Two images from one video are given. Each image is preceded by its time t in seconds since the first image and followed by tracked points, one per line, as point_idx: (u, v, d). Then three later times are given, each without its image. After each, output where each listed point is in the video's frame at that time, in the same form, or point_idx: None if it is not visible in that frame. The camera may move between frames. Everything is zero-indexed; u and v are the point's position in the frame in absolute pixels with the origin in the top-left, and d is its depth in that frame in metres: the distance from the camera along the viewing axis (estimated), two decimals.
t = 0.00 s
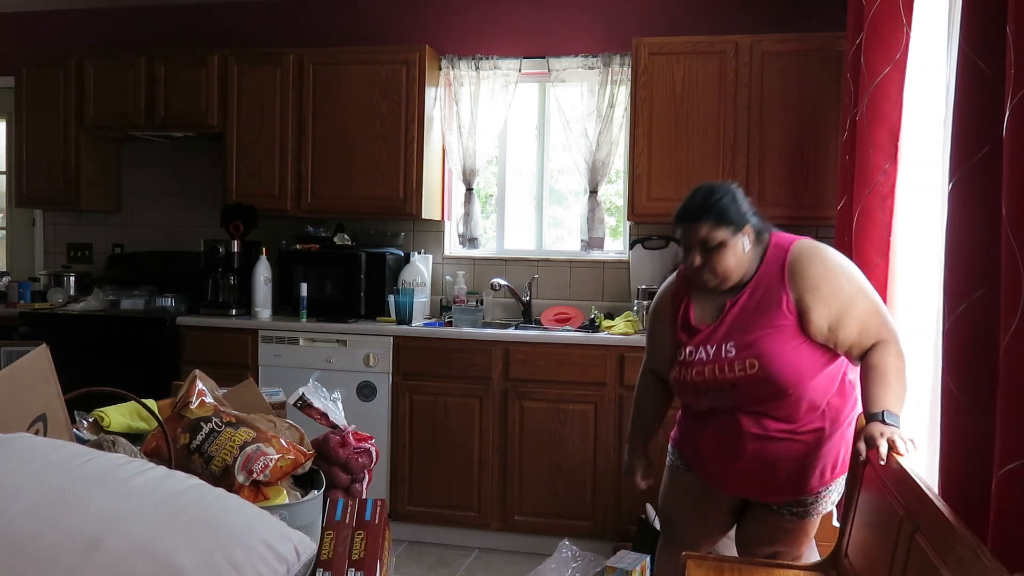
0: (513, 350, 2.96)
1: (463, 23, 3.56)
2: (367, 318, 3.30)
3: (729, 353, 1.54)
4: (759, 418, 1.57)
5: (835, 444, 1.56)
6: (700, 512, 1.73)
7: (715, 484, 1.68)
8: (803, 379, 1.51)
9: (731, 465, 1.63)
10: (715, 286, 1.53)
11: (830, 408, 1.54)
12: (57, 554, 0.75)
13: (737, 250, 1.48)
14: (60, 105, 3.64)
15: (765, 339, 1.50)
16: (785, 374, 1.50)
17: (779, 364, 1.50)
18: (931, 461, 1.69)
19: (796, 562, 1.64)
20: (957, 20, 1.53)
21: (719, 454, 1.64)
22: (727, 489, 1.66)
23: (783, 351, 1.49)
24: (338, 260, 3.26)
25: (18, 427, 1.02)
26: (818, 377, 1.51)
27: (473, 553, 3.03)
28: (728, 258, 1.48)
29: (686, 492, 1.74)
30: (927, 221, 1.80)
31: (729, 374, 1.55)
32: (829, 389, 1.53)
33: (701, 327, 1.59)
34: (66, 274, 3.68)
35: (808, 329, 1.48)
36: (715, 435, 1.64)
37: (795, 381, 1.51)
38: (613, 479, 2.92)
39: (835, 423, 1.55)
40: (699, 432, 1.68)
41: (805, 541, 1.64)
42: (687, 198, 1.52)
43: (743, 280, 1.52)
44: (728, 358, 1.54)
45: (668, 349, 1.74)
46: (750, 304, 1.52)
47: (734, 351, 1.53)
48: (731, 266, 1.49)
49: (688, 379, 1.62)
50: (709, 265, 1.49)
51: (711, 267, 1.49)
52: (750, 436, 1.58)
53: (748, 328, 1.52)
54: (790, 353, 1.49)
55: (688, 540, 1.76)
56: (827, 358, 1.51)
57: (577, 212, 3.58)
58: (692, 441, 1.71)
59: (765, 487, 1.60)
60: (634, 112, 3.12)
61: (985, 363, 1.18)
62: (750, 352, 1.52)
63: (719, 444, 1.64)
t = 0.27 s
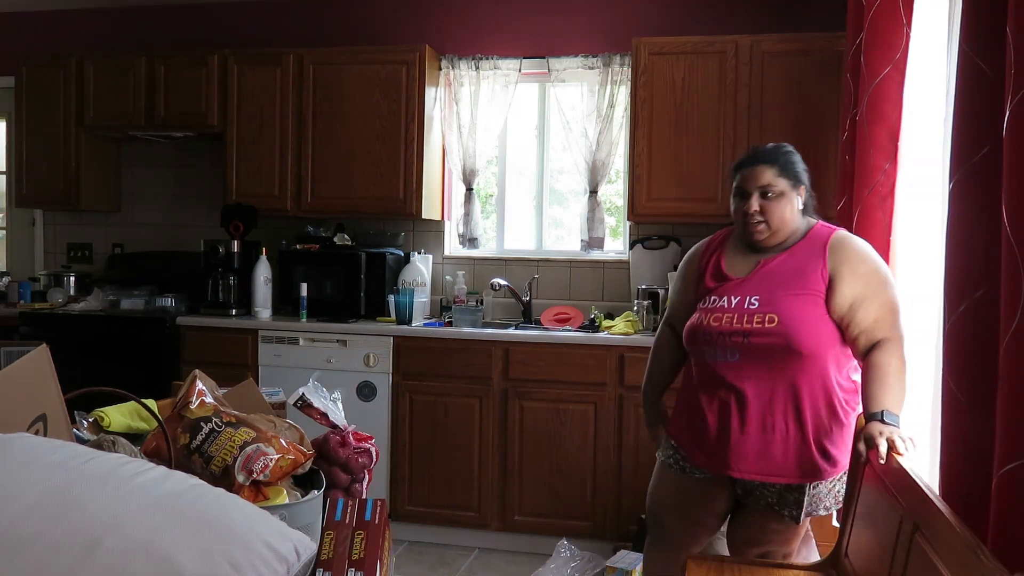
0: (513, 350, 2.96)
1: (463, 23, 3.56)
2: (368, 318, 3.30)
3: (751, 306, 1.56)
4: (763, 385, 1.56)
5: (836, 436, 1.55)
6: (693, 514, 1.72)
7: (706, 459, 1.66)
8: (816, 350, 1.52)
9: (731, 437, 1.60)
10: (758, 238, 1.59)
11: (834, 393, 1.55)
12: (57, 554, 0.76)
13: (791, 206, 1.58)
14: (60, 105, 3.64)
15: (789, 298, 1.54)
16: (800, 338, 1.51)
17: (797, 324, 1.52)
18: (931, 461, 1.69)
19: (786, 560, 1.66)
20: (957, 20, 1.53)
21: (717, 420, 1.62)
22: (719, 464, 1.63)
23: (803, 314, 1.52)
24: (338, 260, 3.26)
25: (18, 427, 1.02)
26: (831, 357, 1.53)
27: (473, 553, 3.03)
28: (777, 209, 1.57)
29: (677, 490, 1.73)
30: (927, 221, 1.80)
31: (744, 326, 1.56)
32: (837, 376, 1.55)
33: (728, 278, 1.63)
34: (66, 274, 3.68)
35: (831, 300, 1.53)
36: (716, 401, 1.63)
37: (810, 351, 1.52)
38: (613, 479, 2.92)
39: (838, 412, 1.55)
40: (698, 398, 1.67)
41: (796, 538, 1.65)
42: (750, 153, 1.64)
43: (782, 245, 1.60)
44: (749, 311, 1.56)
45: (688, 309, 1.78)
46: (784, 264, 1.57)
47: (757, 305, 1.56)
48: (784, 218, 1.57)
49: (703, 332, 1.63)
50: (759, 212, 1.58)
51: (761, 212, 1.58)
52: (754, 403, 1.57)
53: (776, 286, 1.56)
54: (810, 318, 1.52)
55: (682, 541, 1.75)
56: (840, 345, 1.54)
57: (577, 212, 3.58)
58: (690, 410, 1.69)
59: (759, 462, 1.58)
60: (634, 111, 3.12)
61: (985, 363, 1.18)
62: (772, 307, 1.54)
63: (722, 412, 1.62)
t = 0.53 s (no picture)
0: (513, 350, 2.96)
1: (463, 23, 3.56)
2: (368, 318, 3.30)
3: (763, 296, 1.56)
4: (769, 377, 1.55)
5: (837, 434, 1.55)
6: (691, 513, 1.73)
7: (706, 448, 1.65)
8: (826, 347, 1.51)
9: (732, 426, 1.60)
10: (780, 232, 1.58)
11: (839, 390, 1.54)
12: (57, 554, 0.75)
13: (814, 202, 1.57)
14: (60, 105, 3.64)
15: (804, 291, 1.52)
16: (812, 333, 1.50)
17: (809, 319, 1.51)
18: (932, 461, 1.69)
19: (784, 557, 1.67)
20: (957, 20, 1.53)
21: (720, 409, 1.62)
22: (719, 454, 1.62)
23: (817, 309, 1.51)
24: (338, 260, 3.26)
25: (18, 427, 1.02)
26: (840, 356, 1.52)
27: (473, 553, 3.03)
28: (802, 205, 1.56)
29: (677, 489, 1.73)
30: (927, 221, 1.80)
31: (754, 315, 1.56)
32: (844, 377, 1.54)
33: (744, 268, 1.62)
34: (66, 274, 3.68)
35: (842, 299, 1.51)
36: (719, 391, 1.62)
37: (818, 346, 1.51)
38: (613, 479, 2.92)
39: (842, 410, 1.55)
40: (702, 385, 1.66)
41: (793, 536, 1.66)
42: (779, 147, 1.62)
43: (802, 242, 1.59)
44: (760, 302, 1.56)
45: (699, 297, 1.78)
46: (802, 258, 1.56)
47: (769, 295, 1.55)
48: (808, 213, 1.56)
49: (712, 320, 1.63)
50: (783, 208, 1.56)
51: (786, 206, 1.56)
52: (757, 393, 1.57)
53: (790, 279, 1.55)
54: (824, 314, 1.51)
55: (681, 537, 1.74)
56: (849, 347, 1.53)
57: (577, 212, 3.58)
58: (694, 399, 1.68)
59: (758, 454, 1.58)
60: (634, 111, 3.12)
61: (985, 363, 1.18)
62: (784, 299, 1.54)
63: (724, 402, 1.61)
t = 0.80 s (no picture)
0: (513, 350, 2.96)
1: (463, 23, 3.56)
2: (368, 318, 3.30)
3: (779, 301, 1.54)
4: (780, 381, 1.54)
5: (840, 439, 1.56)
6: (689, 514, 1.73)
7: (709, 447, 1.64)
8: (838, 353, 1.50)
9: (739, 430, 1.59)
10: (796, 240, 1.56)
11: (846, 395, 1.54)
12: (57, 554, 0.75)
13: (832, 208, 1.55)
14: (60, 106, 3.64)
15: (819, 298, 1.51)
16: (825, 339, 1.50)
17: (825, 327, 1.50)
18: (932, 461, 1.69)
19: (783, 556, 1.67)
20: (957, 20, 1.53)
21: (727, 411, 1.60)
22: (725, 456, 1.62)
23: (832, 316, 1.50)
24: (338, 260, 3.26)
25: (18, 427, 1.02)
26: (850, 362, 1.52)
27: (473, 553, 3.03)
28: (820, 213, 1.53)
29: (677, 489, 1.73)
30: (927, 221, 1.80)
31: (769, 320, 1.54)
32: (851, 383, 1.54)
33: (758, 270, 1.60)
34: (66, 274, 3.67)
35: (853, 306, 1.51)
36: (727, 393, 1.61)
37: (831, 353, 1.51)
38: (613, 480, 2.92)
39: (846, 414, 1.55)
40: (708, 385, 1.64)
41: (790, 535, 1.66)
42: (799, 150, 1.57)
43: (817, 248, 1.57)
44: (775, 307, 1.54)
45: (703, 295, 1.76)
46: (816, 263, 1.54)
47: (786, 301, 1.54)
48: (825, 220, 1.54)
49: (723, 323, 1.61)
50: (801, 216, 1.53)
51: (804, 214, 1.53)
52: (767, 398, 1.55)
53: (806, 284, 1.53)
54: (838, 321, 1.50)
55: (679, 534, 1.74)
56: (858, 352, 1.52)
57: (577, 212, 3.58)
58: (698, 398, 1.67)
59: (766, 458, 1.57)
60: (634, 111, 3.12)
61: (985, 363, 1.18)
62: (800, 305, 1.52)
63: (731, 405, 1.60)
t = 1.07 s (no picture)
0: (513, 350, 2.96)
1: (463, 23, 3.56)
2: (368, 318, 3.30)
3: (789, 303, 1.53)
4: (787, 384, 1.53)
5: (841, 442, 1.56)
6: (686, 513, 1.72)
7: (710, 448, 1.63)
8: (845, 357, 1.50)
9: (744, 431, 1.58)
10: (805, 245, 1.55)
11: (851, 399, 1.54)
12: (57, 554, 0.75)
13: (843, 213, 1.53)
14: (60, 106, 3.64)
15: (829, 301, 1.50)
16: (835, 343, 1.49)
17: (834, 331, 1.49)
18: (932, 462, 1.70)
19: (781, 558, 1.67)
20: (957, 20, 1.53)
21: (732, 413, 1.59)
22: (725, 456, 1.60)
23: (842, 320, 1.49)
24: (338, 260, 3.26)
25: (18, 428, 1.02)
26: (857, 367, 1.52)
27: (473, 553, 3.03)
28: (831, 219, 1.52)
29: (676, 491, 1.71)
30: (927, 221, 1.80)
31: (779, 322, 1.53)
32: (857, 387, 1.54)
33: (767, 271, 1.59)
34: (66, 274, 3.67)
35: (862, 310, 1.50)
36: (731, 393, 1.59)
37: (839, 357, 1.50)
38: (613, 480, 2.92)
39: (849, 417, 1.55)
40: (711, 386, 1.63)
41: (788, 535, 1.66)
42: (813, 154, 1.54)
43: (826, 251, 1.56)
44: (784, 309, 1.53)
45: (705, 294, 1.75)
46: (824, 267, 1.54)
47: (796, 303, 1.52)
48: (836, 225, 1.53)
49: (731, 324, 1.59)
50: (813, 224, 1.52)
51: (816, 221, 1.52)
52: (772, 401, 1.54)
53: (817, 287, 1.52)
54: (848, 325, 1.49)
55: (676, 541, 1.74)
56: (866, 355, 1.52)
57: (577, 212, 3.58)
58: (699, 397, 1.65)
59: (769, 461, 1.57)
60: (634, 111, 3.12)
61: (986, 363, 1.18)
62: (811, 308, 1.51)
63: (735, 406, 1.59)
